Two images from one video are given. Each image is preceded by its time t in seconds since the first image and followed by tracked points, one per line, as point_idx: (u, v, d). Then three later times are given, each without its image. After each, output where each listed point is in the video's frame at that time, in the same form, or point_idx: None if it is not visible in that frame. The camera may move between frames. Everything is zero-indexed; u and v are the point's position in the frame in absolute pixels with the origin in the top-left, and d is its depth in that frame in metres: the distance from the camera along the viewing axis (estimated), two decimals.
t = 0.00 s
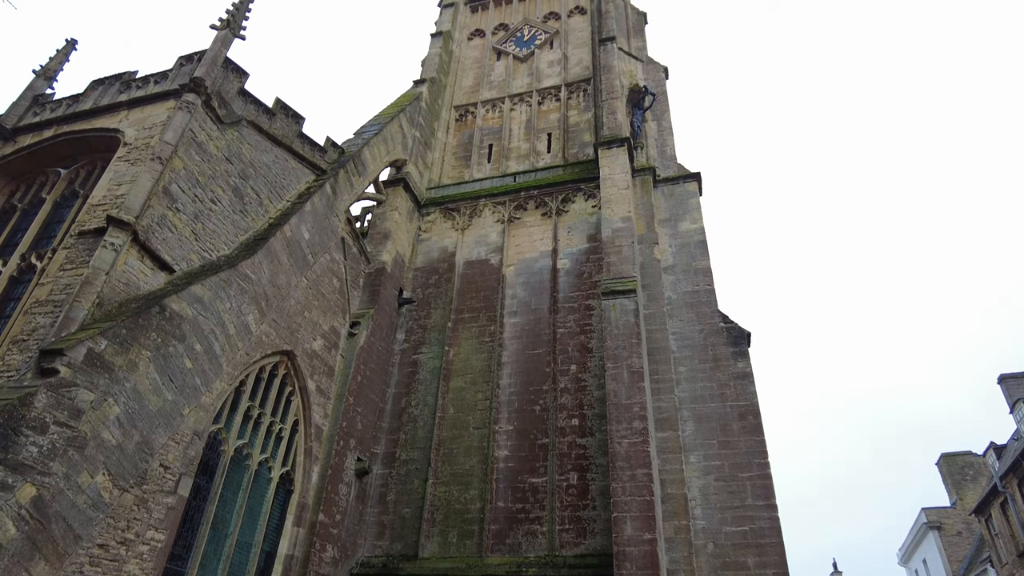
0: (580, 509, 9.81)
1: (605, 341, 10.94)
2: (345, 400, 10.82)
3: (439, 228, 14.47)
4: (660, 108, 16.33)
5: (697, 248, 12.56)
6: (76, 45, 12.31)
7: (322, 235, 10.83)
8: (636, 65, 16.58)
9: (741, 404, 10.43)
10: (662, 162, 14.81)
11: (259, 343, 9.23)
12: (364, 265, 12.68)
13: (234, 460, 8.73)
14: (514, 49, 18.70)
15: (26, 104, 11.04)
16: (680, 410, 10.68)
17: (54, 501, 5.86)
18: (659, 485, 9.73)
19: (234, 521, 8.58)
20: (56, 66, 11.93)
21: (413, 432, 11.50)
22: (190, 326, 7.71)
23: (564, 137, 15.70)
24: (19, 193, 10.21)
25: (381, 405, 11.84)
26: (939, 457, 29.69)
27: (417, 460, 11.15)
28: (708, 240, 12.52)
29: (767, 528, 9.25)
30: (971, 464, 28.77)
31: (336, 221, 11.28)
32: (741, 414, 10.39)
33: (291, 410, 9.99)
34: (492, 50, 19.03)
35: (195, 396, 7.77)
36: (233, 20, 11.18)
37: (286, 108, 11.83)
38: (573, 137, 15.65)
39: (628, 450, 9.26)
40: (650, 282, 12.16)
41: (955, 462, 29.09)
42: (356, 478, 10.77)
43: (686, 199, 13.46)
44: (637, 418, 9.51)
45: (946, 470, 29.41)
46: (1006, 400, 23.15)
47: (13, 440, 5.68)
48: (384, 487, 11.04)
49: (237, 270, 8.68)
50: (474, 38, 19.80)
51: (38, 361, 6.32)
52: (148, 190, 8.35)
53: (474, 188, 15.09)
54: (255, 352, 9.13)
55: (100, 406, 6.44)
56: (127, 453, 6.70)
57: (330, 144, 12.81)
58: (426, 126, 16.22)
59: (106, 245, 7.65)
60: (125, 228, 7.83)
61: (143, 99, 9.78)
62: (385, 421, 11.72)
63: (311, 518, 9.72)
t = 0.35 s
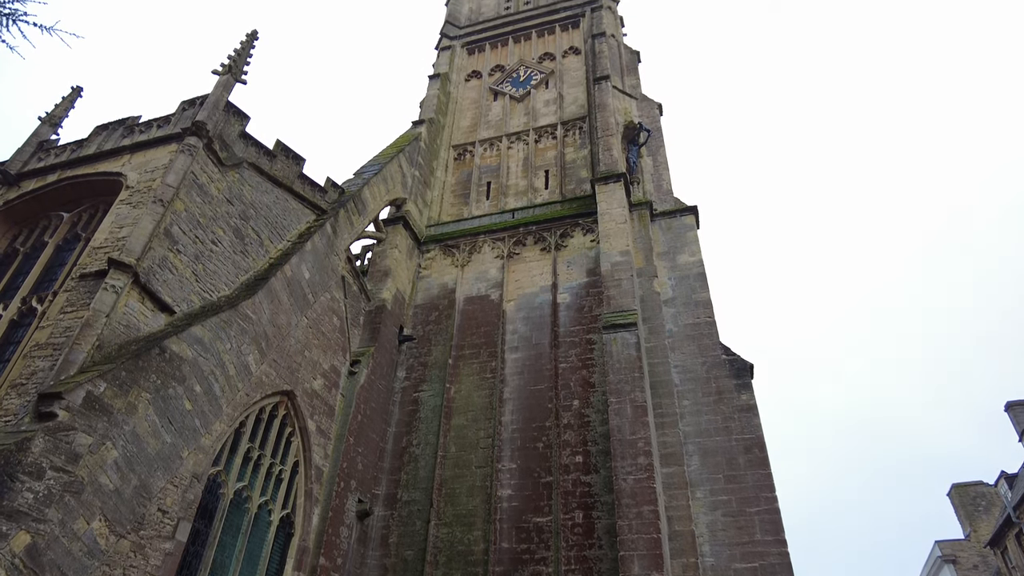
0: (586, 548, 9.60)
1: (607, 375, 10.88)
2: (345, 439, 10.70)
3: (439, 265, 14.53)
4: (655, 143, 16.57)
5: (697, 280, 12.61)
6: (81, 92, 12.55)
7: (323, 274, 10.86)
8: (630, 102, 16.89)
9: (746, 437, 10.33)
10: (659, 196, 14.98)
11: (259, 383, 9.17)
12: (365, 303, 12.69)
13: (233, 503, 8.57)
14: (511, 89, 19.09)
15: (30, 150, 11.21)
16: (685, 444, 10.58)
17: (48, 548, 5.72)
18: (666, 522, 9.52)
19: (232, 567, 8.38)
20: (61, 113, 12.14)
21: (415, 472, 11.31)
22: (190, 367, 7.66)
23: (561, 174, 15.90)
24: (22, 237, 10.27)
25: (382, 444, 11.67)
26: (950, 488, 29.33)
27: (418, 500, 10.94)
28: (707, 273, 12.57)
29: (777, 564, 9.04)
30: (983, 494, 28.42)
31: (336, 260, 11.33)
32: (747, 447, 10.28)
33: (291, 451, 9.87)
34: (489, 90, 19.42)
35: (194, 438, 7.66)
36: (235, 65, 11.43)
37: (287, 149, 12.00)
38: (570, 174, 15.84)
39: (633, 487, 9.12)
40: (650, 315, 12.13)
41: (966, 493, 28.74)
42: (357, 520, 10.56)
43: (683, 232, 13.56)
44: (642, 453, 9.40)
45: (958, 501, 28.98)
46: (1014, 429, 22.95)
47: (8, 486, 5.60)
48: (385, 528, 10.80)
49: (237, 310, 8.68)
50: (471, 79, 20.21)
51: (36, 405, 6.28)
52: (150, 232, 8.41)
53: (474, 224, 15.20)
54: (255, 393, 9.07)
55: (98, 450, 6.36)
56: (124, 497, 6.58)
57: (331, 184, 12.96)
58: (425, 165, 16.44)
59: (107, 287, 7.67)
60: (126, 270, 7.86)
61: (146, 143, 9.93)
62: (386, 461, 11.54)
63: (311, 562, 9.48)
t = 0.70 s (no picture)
0: None
1: (609, 404, 10.80)
2: (346, 473, 10.57)
3: (439, 295, 14.53)
4: (651, 172, 16.73)
5: (697, 306, 12.61)
6: (84, 131, 12.71)
7: (323, 306, 10.84)
8: (626, 132, 17.11)
9: (751, 464, 10.22)
10: (657, 223, 15.07)
11: (259, 418, 9.10)
12: (365, 335, 12.66)
13: (232, 540, 8.42)
14: (508, 121, 19.35)
15: (33, 188, 11.30)
16: (690, 473, 10.46)
17: None
18: (673, 553, 9.33)
19: None
20: (64, 151, 12.28)
21: (417, 506, 11.12)
22: (190, 402, 7.61)
23: (559, 204, 16.01)
24: (23, 275, 10.29)
25: (383, 478, 11.51)
26: (962, 514, 28.96)
27: (421, 535, 10.72)
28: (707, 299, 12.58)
29: None
30: (995, 519, 28.08)
31: (336, 292, 11.33)
32: (753, 475, 10.16)
33: (292, 486, 9.74)
34: (486, 123, 19.69)
35: (193, 474, 7.56)
36: (236, 103, 11.61)
37: (287, 184, 12.10)
38: (568, 203, 15.95)
39: (639, 518, 8.98)
40: (652, 341, 12.09)
41: (978, 517, 28.43)
42: (358, 556, 10.36)
43: (682, 259, 13.62)
44: (647, 483, 9.28)
45: (971, 527, 28.57)
46: None
47: (4, 527, 5.52)
48: (387, 565, 10.56)
49: (238, 344, 8.64)
50: (468, 112, 20.50)
51: (34, 443, 6.22)
52: (150, 267, 8.44)
53: (473, 255, 15.25)
54: (255, 428, 8.99)
55: (96, 489, 6.27)
56: (121, 536, 6.45)
57: (331, 217, 13.04)
58: (424, 197, 16.57)
59: (107, 323, 7.65)
60: (126, 306, 7.86)
61: (147, 180, 10.03)
62: (387, 495, 11.36)
63: None
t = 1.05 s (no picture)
0: None
1: (613, 436, 10.69)
2: (348, 512, 10.40)
3: (440, 329, 14.51)
4: (648, 202, 16.88)
5: (699, 334, 12.59)
6: (86, 174, 12.85)
7: (324, 343, 10.79)
8: (622, 163, 17.31)
9: (759, 493, 10.08)
10: (655, 252, 15.15)
11: (260, 457, 9.00)
12: (366, 371, 12.60)
13: None
14: (505, 155, 19.59)
15: (34, 231, 11.37)
16: (698, 504, 10.31)
17: None
18: None
19: None
20: (66, 194, 12.40)
21: (420, 544, 10.87)
22: (190, 442, 7.52)
23: (557, 235, 16.10)
24: (22, 317, 10.28)
25: (385, 517, 11.31)
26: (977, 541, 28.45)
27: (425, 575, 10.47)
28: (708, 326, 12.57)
29: None
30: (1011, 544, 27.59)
31: (337, 328, 11.31)
32: (761, 504, 10.01)
33: (293, 526, 9.57)
34: (484, 157, 19.93)
35: (193, 516, 7.43)
36: (235, 143, 11.76)
37: (286, 221, 12.18)
38: (566, 234, 16.04)
39: (647, 552, 8.81)
40: (654, 371, 12.02)
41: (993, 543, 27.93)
42: None
43: (681, 287, 13.65)
44: (654, 515, 9.13)
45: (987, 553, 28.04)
46: None
47: None
48: None
49: (238, 382, 8.58)
50: (466, 147, 20.76)
51: (31, 488, 6.13)
52: (150, 307, 8.44)
53: (472, 288, 15.27)
54: (255, 467, 8.88)
55: (94, 533, 6.15)
56: None
57: (330, 253, 13.10)
58: (423, 232, 16.67)
59: (106, 364, 7.62)
60: (126, 346, 7.84)
61: (147, 220, 10.10)
62: (390, 534, 11.15)
63: None
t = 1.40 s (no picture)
0: None
1: (620, 460, 10.57)
2: (354, 546, 10.24)
3: (442, 357, 14.46)
4: (646, 224, 16.95)
5: (702, 354, 12.55)
6: (86, 213, 12.93)
7: (326, 375, 10.73)
8: (618, 187, 17.44)
9: (770, 513, 9.94)
10: (654, 274, 15.17)
11: (263, 493, 8.89)
12: (369, 402, 12.52)
13: None
14: (502, 182, 19.75)
15: (35, 271, 11.39)
16: (709, 527, 10.16)
17: None
18: None
19: None
20: (67, 234, 12.46)
21: None
22: (192, 479, 7.43)
23: (557, 259, 16.13)
24: (23, 357, 10.25)
25: (392, 550, 11.12)
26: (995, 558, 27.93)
27: None
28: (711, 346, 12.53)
29: None
30: None
31: (339, 359, 11.27)
32: (773, 524, 9.86)
33: (299, 563, 9.42)
34: (481, 185, 20.09)
35: (196, 555, 7.30)
36: (234, 178, 11.85)
37: (286, 254, 12.23)
38: (565, 258, 16.09)
39: None
40: (659, 393, 11.94)
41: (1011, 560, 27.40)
42: None
43: (682, 308, 13.64)
44: (664, 540, 8.99)
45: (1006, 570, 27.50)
46: None
47: None
48: None
49: (241, 417, 8.51)
50: (463, 175, 20.94)
51: (32, 531, 6.04)
52: (151, 344, 8.42)
53: (473, 315, 15.27)
54: (259, 503, 8.77)
55: None
56: None
57: (331, 285, 13.12)
58: (423, 260, 16.73)
59: (108, 403, 7.58)
60: (127, 384, 7.81)
61: (148, 257, 10.13)
62: (397, 567, 10.94)
63: None
